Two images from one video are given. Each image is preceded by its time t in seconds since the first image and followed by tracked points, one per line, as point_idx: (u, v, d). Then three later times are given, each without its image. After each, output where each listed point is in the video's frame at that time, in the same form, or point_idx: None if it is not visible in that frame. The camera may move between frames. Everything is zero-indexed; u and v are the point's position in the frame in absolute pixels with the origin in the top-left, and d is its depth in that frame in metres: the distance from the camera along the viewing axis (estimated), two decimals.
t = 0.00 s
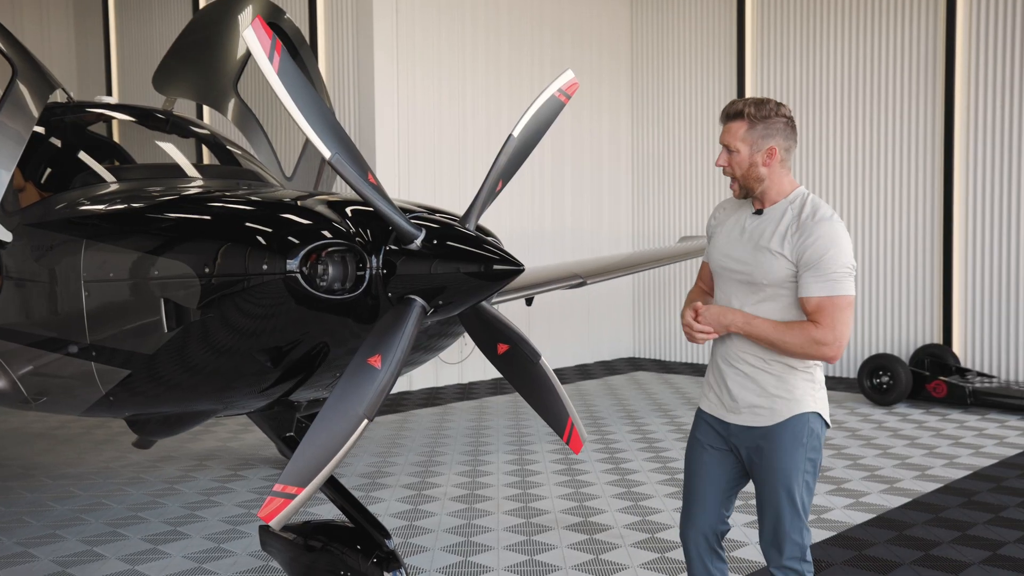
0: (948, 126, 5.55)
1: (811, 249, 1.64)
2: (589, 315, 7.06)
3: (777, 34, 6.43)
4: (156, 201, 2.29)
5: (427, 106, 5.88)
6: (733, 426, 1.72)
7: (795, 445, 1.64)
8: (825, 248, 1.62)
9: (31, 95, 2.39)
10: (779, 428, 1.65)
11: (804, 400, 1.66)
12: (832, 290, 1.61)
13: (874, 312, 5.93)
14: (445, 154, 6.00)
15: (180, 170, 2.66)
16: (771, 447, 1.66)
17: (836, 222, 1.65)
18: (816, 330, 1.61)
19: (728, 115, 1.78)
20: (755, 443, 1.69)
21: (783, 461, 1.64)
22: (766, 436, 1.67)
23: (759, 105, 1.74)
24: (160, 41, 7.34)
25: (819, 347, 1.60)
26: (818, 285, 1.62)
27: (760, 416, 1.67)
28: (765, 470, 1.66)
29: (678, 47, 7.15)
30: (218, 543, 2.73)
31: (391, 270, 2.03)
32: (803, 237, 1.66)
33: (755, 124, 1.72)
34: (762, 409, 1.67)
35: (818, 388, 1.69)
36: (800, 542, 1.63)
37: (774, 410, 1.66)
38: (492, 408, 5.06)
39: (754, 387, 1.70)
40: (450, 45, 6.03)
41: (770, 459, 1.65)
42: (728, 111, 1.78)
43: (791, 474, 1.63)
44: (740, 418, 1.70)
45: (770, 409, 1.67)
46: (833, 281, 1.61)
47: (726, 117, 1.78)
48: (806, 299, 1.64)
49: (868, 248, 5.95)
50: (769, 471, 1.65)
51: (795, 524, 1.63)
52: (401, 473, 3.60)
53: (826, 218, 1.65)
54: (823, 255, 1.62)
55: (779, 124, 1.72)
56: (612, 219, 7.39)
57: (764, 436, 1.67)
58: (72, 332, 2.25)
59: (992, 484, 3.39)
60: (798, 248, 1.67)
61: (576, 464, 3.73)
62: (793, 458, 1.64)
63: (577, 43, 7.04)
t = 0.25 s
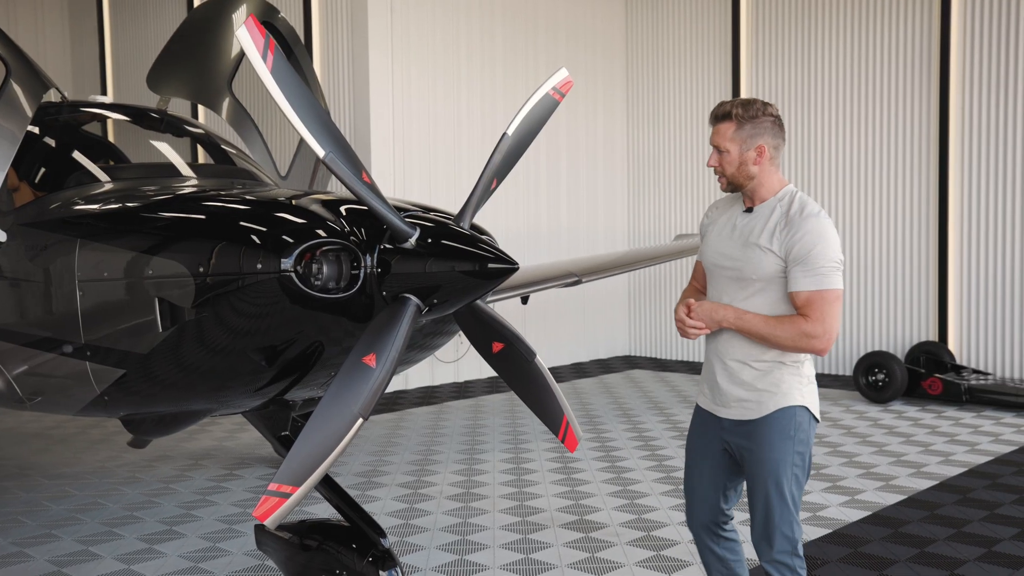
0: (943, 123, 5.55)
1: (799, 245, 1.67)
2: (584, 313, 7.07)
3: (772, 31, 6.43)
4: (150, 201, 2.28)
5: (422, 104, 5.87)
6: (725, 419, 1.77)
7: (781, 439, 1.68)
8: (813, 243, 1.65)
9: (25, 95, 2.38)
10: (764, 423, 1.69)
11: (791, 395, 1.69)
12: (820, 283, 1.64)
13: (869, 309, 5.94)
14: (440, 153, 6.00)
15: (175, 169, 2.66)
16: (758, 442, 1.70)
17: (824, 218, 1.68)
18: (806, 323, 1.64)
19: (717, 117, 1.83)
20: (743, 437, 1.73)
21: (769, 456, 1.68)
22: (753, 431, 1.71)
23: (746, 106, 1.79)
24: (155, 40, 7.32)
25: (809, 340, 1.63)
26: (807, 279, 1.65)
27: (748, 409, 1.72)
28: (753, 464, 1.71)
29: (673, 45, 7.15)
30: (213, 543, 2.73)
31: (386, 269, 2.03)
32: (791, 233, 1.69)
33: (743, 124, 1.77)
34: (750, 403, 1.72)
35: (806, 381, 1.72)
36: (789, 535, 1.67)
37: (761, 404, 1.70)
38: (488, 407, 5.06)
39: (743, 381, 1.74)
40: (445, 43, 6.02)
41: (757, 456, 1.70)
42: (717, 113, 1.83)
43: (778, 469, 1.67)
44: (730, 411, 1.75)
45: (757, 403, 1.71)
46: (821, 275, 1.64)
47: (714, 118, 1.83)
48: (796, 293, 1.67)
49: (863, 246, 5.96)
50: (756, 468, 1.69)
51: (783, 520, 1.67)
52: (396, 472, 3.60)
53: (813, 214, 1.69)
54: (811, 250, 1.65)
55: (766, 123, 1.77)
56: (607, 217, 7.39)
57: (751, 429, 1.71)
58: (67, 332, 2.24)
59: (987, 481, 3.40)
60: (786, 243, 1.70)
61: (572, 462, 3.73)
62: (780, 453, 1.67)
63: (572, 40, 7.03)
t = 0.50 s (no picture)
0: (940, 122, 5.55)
1: (784, 240, 1.75)
2: (582, 312, 7.07)
3: (769, 29, 6.43)
4: (147, 201, 2.28)
5: (419, 102, 5.87)
6: (717, 413, 1.84)
7: (770, 431, 1.74)
8: (797, 238, 1.73)
9: (21, 95, 2.38)
10: (753, 417, 1.76)
11: (778, 387, 1.76)
12: (806, 276, 1.72)
13: (867, 308, 5.95)
14: (437, 152, 6.00)
15: (171, 169, 2.66)
16: (748, 435, 1.77)
17: (806, 214, 1.76)
18: (793, 315, 1.72)
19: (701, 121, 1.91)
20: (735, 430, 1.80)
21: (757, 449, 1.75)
22: (744, 424, 1.78)
23: (728, 109, 1.88)
24: (151, 40, 7.31)
25: (796, 331, 1.71)
26: (793, 273, 1.73)
27: (738, 402, 1.78)
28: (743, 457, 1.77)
29: (670, 43, 7.15)
30: (210, 542, 2.73)
31: (382, 269, 2.03)
32: (776, 229, 1.77)
33: (726, 126, 1.85)
34: (739, 397, 1.78)
35: (792, 374, 1.79)
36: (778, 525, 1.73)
37: (750, 397, 1.77)
38: (486, 406, 5.06)
39: (733, 374, 1.81)
40: (441, 41, 6.02)
41: (746, 448, 1.77)
42: (701, 117, 1.91)
43: (765, 461, 1.74)
44: (722, 405, 1.82)
45: (747, 397, 1.77)
46: (806, 268, 1.72)
47: (699, 122, 1.91)
48: (782, 287, 1.75)
49: (861, 244, 5.97)
50: (746, 460, 1.76)
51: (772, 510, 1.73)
52: (394, 471, 3.60)
53: (796, 210, 1.77)
54: (795, 245, 1.73)
55: (748, 124, 1.85)
56: (604, 216, 7.40)
57: (742, 422, 1.78)
58: (63, 332, 2.24)
59: (984, 479, 3.41)
60: (771, 239, 1.78)
61: (569, 461, 3.74)
62: (768, 445, 1.74)
63: (569, 39, 7.03)
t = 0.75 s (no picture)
0: (939, 120, 5.55)
1: (772, 238, 1.76)
2: (581, 311, 7.07)
3: (768, 27, 6.43)
4: (145, 202, 2.28)
5: (418, 101, 5.87)
6: (714, 408, 1.85)
7: (767, 424, 1.77)
8: (785, 234, 1.75)
9: (19, 96, 2.37)
10: (751, 410, 1.77)
11: (774, 381, 1.78)
12: (795, 271, 1.74)
13: (866, 306, 5.95)
14: (436, 151, 6.00)
15: (169, 170, 2.66)
16: (746, 428, 1.79)
17: (792, 211, 1.78)
18: (785, 310, 1.74)
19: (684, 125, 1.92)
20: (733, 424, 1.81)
21: (756, 442, 1.77)
22: (742, 417, 1.79)
23: (710, 113, 1.89)
24: (150, 40, 7.31)
25: (790, 325, 1.73)
26: (782, 269, 1.74)
27: (735, 396, 1.80)
28: (741, 451, 1.79)
29: (669, 41, 7.14)
30: (210, 543, 2.73)
31: (380, 269, 2.03)
32: (763, 228, 1.79)
33: (708, 130, 1.86)
34: (737, 391, 1.80)
35: (785, 367, 1.81)
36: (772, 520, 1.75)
37: (749, 391, 1.78)
38: (485, 406, 5.06)
39: (729, 370, 1.82)
40: (440, 40, 6.02)
41: (742, 442, 1.79)
42: (685, 121, 1.91)
43: (761, 454, 1.76)
44: (719, 399, 1.83)
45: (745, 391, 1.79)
46: (795, 264, 1.74)
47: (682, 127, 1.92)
48: (773, 282, 1.76)
49: (860, 242, 5.97)
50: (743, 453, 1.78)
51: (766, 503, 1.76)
52: (393, 472, 3.60)
53: (781, 207, 1.79)
54: (783, 241, 1.75)
55: (730, 127, 1.87)
56: (603, 215, 7.40)
57: (740, 416, 1.80)
58: (61, 333, 2.24)
59: (984, 478, 3.41)
60: (759, 238, 1.80)
61: (568, 461, 3.74)
62: (766, 437, 1.76)
63: (567, 37, 7.03)
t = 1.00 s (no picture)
0: (938, 122, 5.55)
1: (768, 239, 1.77)
2: (580, 313, 7.07)
3: (766, 30, 6.43)
4: (144, 205, 2.28)
5: (417, 104, 5.88)
6: (711, 408, 1.85)
7: (765, 423, 1.77)
8: (781, 235, 1.75)
9: (17, 99, 2.38)
10: (749, 409, 1.78)
11: (772, 380, 1.79)
12: (793, 271, 1.74)
13: (865, 307, 5.95)
14: (435, 154, 6.00)
15: (168, 173, 2.66)
16: (744, 427, 1.79)
17: (786, 212, 1.79)
18: (788, 308, 1.74)
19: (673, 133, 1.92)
20: (730, 424, 1.82)
21: (754, 440, 1.77)
22: (739, 416, 1.79)
23: (698, 119, 1.89)
24: (150, 43, 7.32)
25: (793, 323, 1.74)
26: (780, 269, 1.75)
27: (733, 396, 1.80)
28: (739, 450, 1.79)
29: (668, 43, 7.15)
30: (208, 546, 2.73)
31: (377, 273, 2.04)
32: (759, 229, 1.79)
33: (698, 137, 1.86)
34: (735, 391, 1.80)
35: (780, 368, 1.82)
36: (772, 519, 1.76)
37: (747, 391, 1.78)
38: (484, 409, 5.06)
39: (726, 371, 1.82)
40: (439, 42, 6.03)
41: (740, 441, 1.79)
42: (673, 129, 1.92)
43: (759, 453, 1.77)
44: (716, 400, 1.83)
45: (742, 390, 1.79)
46: (792, 264, 1.74)
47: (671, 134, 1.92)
48: (772, 283, 1.77)
49: (859, 244, 5.97)
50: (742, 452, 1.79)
51: (765, 502, 1.76)
52: (392, 475, 3.60)
53: (775, 209, 1.79)
54: (779, 243, 1.75)
55: (719, 133, 1.87)
56: (603, 217, 7.40)
57: (737, 415, 1.80)
58: (60, 337, 2.24)
59: (983, 480, 3.40)
60: (755, 240, 1.80)
61: (567, 464, 3.74)
62: (764, 435, 1.77)
63: (567, 40, 7.04)
